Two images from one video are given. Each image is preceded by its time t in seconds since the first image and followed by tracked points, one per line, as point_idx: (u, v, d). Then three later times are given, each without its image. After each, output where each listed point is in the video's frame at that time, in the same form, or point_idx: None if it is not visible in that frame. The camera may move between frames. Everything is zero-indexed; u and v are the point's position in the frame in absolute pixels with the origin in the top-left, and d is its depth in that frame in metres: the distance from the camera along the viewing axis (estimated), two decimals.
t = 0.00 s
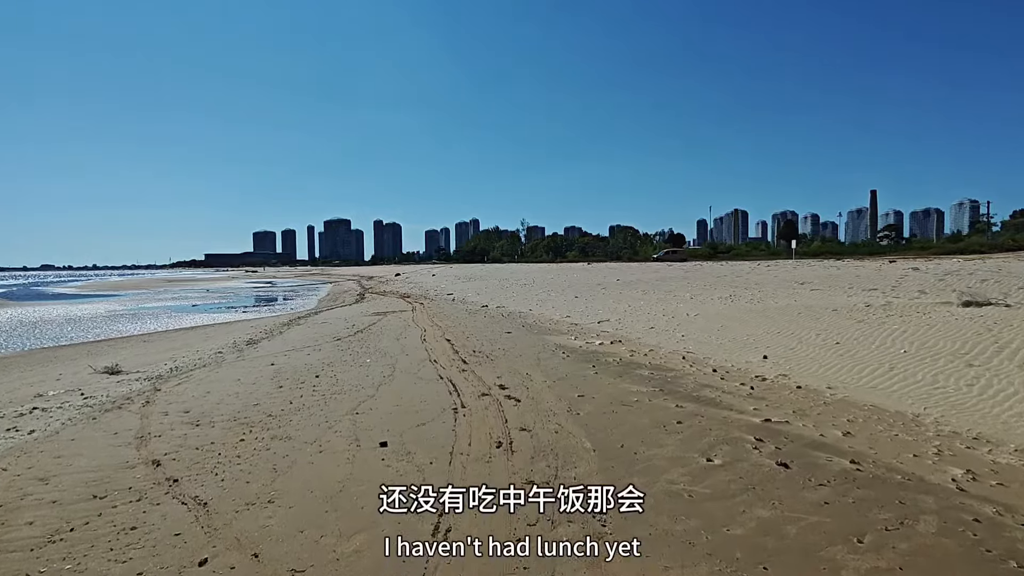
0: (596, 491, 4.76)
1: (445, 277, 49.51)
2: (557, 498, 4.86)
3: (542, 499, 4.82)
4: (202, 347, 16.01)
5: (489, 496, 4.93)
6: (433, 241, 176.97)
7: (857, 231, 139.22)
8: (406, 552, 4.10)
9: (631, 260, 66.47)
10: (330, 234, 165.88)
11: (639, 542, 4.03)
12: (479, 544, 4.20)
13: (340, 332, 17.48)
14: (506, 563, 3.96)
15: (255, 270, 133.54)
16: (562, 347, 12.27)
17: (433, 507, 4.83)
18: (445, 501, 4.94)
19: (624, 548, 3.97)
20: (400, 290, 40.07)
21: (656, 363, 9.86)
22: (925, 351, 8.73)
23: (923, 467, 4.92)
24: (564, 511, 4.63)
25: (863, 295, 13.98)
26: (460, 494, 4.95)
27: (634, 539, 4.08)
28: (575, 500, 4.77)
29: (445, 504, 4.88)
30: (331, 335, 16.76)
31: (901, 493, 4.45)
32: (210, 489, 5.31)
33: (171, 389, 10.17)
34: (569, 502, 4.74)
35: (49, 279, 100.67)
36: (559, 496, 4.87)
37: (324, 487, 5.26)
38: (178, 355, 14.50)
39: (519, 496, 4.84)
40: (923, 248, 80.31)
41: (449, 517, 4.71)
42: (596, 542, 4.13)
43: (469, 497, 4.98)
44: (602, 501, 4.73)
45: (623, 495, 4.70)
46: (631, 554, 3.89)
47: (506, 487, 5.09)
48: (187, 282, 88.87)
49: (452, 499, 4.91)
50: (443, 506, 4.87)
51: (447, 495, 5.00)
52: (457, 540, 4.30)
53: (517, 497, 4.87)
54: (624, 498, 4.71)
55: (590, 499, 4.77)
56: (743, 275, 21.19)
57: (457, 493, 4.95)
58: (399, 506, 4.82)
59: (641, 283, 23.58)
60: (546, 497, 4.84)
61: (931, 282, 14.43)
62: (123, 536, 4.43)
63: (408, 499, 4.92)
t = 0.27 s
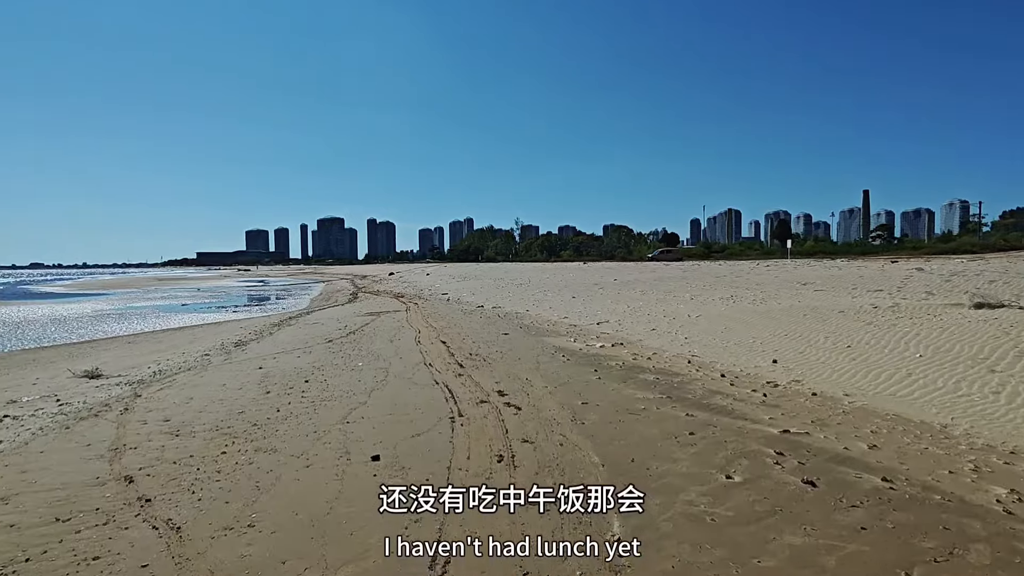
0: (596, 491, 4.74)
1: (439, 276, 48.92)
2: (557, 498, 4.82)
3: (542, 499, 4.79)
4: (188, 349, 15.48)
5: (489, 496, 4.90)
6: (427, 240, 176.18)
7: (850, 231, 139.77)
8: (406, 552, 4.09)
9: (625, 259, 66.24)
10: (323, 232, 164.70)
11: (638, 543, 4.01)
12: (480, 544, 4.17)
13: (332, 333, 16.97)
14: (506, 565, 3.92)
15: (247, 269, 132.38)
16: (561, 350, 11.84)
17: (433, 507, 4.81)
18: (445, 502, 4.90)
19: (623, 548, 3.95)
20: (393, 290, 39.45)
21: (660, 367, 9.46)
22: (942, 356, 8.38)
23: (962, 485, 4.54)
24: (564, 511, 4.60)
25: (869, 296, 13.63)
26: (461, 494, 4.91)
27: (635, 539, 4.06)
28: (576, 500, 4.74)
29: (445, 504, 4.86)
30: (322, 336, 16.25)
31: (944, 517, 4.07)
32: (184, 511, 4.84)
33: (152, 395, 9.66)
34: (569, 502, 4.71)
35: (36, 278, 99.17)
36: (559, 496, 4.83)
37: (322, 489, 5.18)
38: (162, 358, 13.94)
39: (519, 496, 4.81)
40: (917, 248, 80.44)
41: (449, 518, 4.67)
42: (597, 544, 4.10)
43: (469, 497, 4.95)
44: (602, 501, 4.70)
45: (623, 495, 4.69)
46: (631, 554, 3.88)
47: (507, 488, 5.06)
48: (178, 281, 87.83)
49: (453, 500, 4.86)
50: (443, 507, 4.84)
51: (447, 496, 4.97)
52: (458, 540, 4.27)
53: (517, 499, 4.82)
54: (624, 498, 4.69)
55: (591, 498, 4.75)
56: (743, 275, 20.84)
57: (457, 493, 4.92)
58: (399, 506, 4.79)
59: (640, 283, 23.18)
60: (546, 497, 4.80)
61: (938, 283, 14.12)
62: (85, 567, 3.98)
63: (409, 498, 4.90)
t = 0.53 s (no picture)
0: (596, 490, 4.63)
1: (432, 276, 48.27)
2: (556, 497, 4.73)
3: (542, 499, 4.70)
4: (172, 352, 14.89)
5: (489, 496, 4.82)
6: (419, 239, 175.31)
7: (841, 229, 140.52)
8: (406, 553, 4.05)
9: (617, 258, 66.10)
10: (314, 232, 163.41)
11: (639, 542, 3.94)
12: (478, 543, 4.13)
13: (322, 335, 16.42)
14: (504, 564, 3.89)
15: (237, 269, 130.97)
16: (561, 352, 11.40)
17: (432, 507, 4.74)
18: (444, 501, 4.82)
19: (623, 548, 3.89)
20: (385, 290, 38.78)
21: (667, 371, 9.03)
22: (962, 357, 8.01)
23: (1014, 504, 4.14)
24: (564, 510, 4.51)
25: (876, 295, 13.28)
26: (460, 494, 4.83)
27: (635, 539, 3.99)
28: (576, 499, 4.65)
29: (444, 504, 4.78)
30: (311, 339, 15.70)
31: (1001, 542, 3.67)
32: (153, 540, 4.34)
33: (130, 402, 9.11)
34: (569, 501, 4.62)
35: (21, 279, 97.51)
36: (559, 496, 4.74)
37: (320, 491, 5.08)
38: (144, 362, 13.34)
39: (520, 496, 4.73)
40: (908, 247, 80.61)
41: (449, 518, 4.60)
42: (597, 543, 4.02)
43: (469, 497, 4.85)
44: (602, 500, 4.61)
45: (624, 495, 4.59)
46: (630, 554, 3.81)
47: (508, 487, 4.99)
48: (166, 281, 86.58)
49: (452, 500, 4.78)
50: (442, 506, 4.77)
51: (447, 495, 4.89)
52: (458, 540, 4.21)
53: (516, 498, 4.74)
54: (625, 498, 4.59)
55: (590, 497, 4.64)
56: (742, 274, 20.48)
57: (457, 493, 4.83)
58: (398, 507, 4.72)
59: (638, 282, 22.73)
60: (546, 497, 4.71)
61: (944, 280, 13.79)
62: None
63: (409, 498, 4.83)
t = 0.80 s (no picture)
0: (596, 490, 4.61)
1: (425, 275, 47.67)
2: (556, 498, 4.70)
3: (542, 499, 4.66)
4: (154, 355, 14.26)
5: (489, 496, 4.78)
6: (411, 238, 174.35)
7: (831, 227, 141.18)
8: (406, 553, 4.02)
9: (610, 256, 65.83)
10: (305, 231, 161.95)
11: (638, 542, 3.91)
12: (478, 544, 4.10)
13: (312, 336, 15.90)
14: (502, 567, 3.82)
15: (227, 269, 129.53)
16: (560, 354, 10.96)
17: (433, 507, 4.71)
18: (444, 502, 4.79)
19: (623, 548, 3.85)
20: (377, 289, 38.13)
21: (673, 374, 8.62)
22: (982, 360, 7.66)
23: None
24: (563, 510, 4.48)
25: (882, 293, 12.92)
26: (461, 494, 4.80)
27: (635, 538, 3.96)
28: (576, 499, 4.62)
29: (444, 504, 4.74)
30: (301, 340, 15.18)
31: None
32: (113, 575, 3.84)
33: (105, 411, 8.56)
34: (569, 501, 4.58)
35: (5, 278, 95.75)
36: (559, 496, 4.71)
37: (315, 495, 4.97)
38: (123, 366, 12.72)
39: (520, 496, 4.70)
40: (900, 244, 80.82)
41: (449, 518, 4.57)
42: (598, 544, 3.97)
43: (469, 497, 4.83)
44: (602, 500, 4.58)
45: (623, 495, 4.56)
46: (630, 554, 3.77)
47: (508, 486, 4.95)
48: (154, 281, 85.32)
49: (452, 500, 4.75)
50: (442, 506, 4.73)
51: (447, 495, 4.86)
52: (458, 540, 4.19)
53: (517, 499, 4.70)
54: (624, 498, 4.56)
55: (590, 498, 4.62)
56: (741, 272, 20.10)
57: (457, 493, 4.81)
58: (398, 507, 4.69)
59: (635, 281, 22.31)
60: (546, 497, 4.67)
61: (951, 278, 13.46)
62: None
63: (409, 498, 4.80)
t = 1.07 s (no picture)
0: (596, 490, 4.53)
1: (417, 273, 47.00)
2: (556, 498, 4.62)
3: (542, 499, 4.59)
4: (133, 358, 13.64)
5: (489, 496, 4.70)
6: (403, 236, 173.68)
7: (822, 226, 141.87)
8: (406, 553, 3.95)
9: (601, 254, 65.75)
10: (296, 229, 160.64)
11: (639, 542, 3.86)
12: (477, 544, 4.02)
13: (299, 337, 15.35)
14: None
15: (218, 268, 128.16)
16: (558, 355, 10.51)
17: (433, 507, 4.62)
18: (444, 502, 4.71)
19: (623, 548, 3.80)
20: (369, 288, 37.45)
21: (678, 377, 8.19)
22: (1005, 361, 7.28)
23: None
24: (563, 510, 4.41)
25: (888, 291, 12.56)
26: (460, 494, 4.73)
27: (635, 538, 3.91)
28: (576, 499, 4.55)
29: (444, 504, 4.66)
30: (288, 341, 14.64)
31: None
32: None
33: (73, 419, 8.00)
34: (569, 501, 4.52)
35: None
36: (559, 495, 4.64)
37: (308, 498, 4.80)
38: (99, 370, 12.11)
39: (520, 496, 4.63)
40: (892, 242, 80.95)
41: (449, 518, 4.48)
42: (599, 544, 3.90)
43: (469, 497, 4.75)
44: (602, 500, 4.51)
45: (623, 495, 4.50)
46: (631, 554, 3.72)
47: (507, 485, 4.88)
48: (143, 280, 84.08)
49: (452, 500, 4.67)
50: (441, 506, 4.65)
51: (447, 495, 4.79)
52: (458, 540, 4.12)
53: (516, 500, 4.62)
54: (624, 498, 4.51)
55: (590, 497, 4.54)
56: (740, 270, 19.72)
57: (457, 493, 4.73)
58: (398, 507, 4.61)
59: (632, 279, 21.85)
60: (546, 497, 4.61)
61: (958, 276, 13.13)
62: None
63: (409, 498, 4.72)
